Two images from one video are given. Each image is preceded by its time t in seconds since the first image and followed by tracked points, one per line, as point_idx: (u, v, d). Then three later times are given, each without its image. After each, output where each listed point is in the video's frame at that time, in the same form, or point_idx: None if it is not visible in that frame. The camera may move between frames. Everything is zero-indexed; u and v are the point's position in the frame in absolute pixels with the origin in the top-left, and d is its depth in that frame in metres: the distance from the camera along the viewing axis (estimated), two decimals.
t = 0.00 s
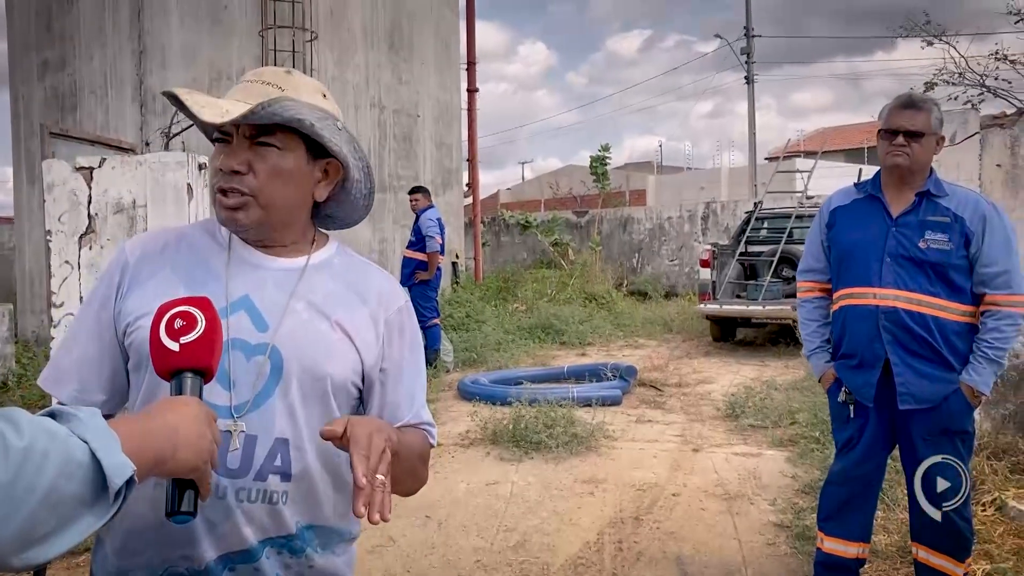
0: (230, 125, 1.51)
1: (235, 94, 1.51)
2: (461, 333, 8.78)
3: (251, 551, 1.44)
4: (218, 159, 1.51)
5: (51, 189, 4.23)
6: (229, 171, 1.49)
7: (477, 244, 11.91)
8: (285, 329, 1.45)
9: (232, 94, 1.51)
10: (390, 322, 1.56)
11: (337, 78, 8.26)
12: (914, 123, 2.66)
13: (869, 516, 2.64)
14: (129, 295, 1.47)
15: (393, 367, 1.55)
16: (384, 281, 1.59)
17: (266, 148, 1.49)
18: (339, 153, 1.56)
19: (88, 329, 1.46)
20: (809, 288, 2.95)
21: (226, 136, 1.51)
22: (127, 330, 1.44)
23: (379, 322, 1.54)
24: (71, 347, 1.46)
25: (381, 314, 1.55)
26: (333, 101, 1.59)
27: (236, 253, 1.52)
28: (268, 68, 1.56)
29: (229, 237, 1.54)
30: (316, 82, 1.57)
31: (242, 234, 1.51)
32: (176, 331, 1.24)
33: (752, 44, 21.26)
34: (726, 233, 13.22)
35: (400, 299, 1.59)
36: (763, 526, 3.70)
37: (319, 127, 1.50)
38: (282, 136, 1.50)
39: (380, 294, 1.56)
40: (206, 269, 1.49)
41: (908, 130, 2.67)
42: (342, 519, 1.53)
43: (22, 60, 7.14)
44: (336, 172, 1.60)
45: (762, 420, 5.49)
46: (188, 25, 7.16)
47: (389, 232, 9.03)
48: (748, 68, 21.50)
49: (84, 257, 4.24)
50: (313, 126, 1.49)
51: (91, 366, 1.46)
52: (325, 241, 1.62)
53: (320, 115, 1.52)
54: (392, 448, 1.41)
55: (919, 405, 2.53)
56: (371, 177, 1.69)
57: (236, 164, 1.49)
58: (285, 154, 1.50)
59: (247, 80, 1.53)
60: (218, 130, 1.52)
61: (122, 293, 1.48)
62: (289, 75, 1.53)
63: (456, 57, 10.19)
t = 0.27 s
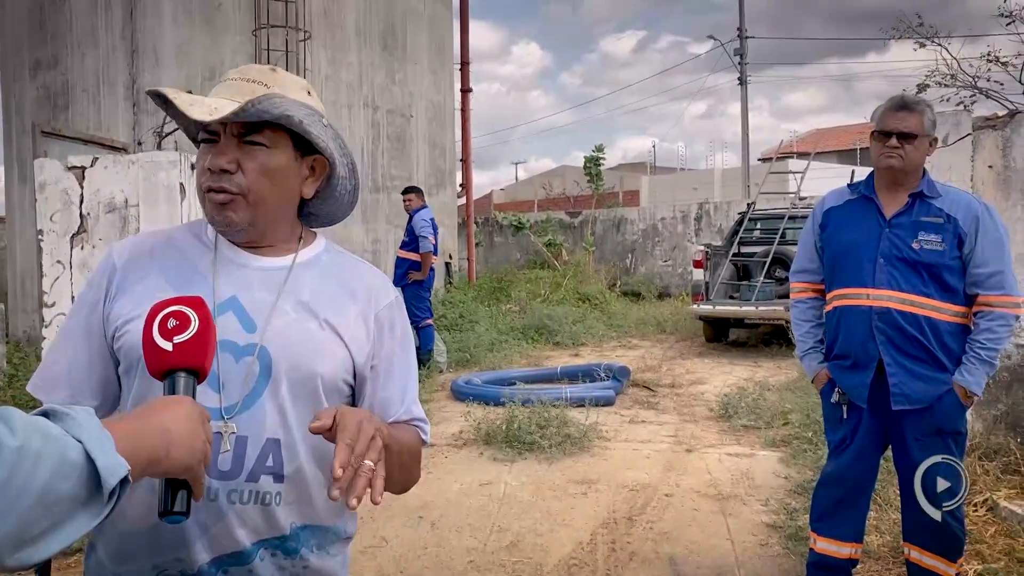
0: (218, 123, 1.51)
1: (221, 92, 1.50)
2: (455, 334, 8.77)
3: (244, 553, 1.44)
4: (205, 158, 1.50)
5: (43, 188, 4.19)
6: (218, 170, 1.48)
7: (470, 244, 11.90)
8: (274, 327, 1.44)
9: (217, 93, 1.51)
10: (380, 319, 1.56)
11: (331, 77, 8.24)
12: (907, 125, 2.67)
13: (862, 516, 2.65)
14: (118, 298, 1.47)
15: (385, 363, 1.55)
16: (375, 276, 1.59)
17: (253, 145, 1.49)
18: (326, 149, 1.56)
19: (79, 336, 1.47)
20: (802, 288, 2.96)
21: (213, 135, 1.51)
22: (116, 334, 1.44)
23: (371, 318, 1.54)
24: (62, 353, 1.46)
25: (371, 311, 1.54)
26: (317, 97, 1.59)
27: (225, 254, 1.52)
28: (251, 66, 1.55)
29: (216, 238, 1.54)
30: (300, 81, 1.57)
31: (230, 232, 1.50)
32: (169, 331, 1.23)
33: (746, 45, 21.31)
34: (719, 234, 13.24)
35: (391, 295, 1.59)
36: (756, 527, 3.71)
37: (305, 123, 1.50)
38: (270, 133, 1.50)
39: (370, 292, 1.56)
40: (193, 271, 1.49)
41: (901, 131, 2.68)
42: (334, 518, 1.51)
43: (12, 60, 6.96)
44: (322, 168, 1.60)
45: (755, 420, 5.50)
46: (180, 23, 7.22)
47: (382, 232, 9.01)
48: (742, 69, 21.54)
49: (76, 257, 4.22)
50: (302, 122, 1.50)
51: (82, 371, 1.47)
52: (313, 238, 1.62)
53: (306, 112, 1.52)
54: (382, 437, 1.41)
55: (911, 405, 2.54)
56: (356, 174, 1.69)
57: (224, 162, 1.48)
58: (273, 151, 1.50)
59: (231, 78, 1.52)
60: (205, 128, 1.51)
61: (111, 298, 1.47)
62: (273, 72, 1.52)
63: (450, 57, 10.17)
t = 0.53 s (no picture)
0: (177, 122, 1.48)
1: (173, 91, 1.48)
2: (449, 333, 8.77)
3: (259, 541, 1.42)
4: (175, 157, 1.48)
5: (37, 187, 4.16)
6: (191, 166, 1.46)
7: (465, 244, 11.90)
8: (264, 314, 1.44)
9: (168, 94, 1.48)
10: (374, 289, 1.55)
11: (326, 77, 8.23)
12: (902, 124, 2.68)
13: (856, 517, 2.65)
14: (108, 304, 1.48)
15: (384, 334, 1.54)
16: (361, 252, 1.59)
17: (218, 132, 1.47)
18: (288, 121, 1.54)
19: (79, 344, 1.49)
20: (796, 288, 2.97)
21: (177, 134, 1.48)
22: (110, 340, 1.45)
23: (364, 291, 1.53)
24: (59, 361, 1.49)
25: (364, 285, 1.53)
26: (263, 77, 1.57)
27: (210, 250, 1.52)
28: (194, 62, 1.53)
29: (200, 237, 1.54)
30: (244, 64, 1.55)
31: (216, 227, 1.49)
32: (164, 330, 1.23)
33: (741, 46, 21.35)
34: (714, 234, 13.26)
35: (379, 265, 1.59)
36: (750, 526, 3.72)
37: (261, 98, 1.48)
38: (230, 117, 1.47)
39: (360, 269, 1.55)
40: (181, 271, 1.49)
41: (896, 131, 2.69)
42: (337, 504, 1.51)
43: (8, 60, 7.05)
44: (288, 144, 1.58)
45: (749, 420, 5.51)
46: (174, 23, 7.11)
47: (377, 232, 9.00)
48: (737, 70, 21.58)
49: (69, 256, 4.19)
50: (259, 96, 1.47)
51: (79, 375, 1.49)
52: (294, 226, 1.61)
53: (260, 89, 1.50)
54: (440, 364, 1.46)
55: (906, 405, 2.55)
56: (320, 145, 1.67)
57: (196, 156, 1.46)
58: (240, 133, 1.48)
59: (176, 79, 1.50)
60: (167, 132, 1.48)
61: (104, 305, 1.49)
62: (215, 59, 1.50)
63: (445, 57, 10.15)
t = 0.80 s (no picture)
0: (141, 130, 1.47)
1: (132, 99, 1.47)
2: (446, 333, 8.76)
3: (263, 542, 1.42)
4: (140, 166, 1.47)
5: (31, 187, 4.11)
6: (156, 174, 1.44)
7: (461, 244, 11.89)
8: (245, 311, 1.44)
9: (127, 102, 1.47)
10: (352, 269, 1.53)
11: (321, 77, 8.22)
12: (898, 123, 2.69)
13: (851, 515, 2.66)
14: (94, 324, 1.48)
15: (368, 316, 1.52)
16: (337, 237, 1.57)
17: (182, 136, 1.45)
18: (252, 122, 1.52)
19: (63, 369, 1.48)
20: (792, 288, 2.98)
21: (140, 142, 1.47)
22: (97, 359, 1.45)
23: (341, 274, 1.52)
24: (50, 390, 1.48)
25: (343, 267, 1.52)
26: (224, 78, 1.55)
27: (187, 258, 1.52)
28: (155, 68, 1.52)
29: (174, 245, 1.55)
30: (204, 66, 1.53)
31: (188, 234, 1.49)
32: (158, 330, 1.22)
33: (738, 46, 21.38)
34: (710, 234, 13.27)
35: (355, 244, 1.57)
36: (746, 526, 3.72)
37: (222, 100, 1.47)
38: (192, 121, 1.46)
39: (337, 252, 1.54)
40: (160, 281, 1.50)
41: (892, 129, 2.69)
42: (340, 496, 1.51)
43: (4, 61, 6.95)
44: (254, 145, 1.56)
45: (746, 420, 5.52)
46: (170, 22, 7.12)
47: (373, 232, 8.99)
48: (733, 70, 21.60)
49: (64, 256, 4.16)
50: (221, 99, 1.46)
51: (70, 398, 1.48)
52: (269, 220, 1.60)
53: (221, 91, 1.48)
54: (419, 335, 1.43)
55: (903, 404, 2.55)
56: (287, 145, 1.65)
57: (161, 164, 1.44)
58: (203, 138, 1.46)
59: (135, 85, 1.49)
60: (131, 141, 1.47)
61: (87, 327, 1.49)
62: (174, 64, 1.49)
63: (441, 56, 10.13)
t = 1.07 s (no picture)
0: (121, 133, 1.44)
1: (112, 103, 1.43)
2: (443, 333, 8.75)
3: (261, 552, 1.43)
4: (120, 172, 1.44)
5: (28, 187, 4.09)
6: (138, 180, 1.42)
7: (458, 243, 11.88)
8: (234, 321, 1.44)
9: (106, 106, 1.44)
10: (338, 272, 1.50)
11: (319, 76, 8.20)
12: (894, 122, 2.69)
13: (849, 516, 2.67)
14: (81, 334, 1.48)
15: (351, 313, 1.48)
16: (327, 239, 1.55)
17: (165, 141, 1.43)
18: (235, 126, 1.50)
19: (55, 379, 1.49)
20: (789, 288, 2.98)
21: (120, 147, 1.44)
22: (87, 369, 1.45)
23: (327, 279, 1.49)
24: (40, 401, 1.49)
25: (326, 271, 1.50)
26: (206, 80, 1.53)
27: (170, 265, 1.52)
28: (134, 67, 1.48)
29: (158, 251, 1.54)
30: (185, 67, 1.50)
31: (172, 239, 1.47)
32: (153, 330, 1.22)
33: (735, 46, 21.39)
34: (707, 234, 13.28)
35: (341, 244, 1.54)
36: (744, 526, 3.72)
37: (207, 104, 1.44)
38: (176, 126, 1.44)
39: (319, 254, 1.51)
40: (148, 289, 1.50)
41: (888, 129, 2.69)
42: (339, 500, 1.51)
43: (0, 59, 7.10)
44: (237, 148, 1.54)
45: (743, 419, 5.52)
46: (167, 23, 7.19)
47: (370, 232, 8.98)
48: (731, 70, 21.62)
49: (61, 256, 4.15)
50: (206, 104, 1.44)
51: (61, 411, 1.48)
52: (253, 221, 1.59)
53: (205, 95, 1.46)
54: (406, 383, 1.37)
55: (900, 404, 2.55)
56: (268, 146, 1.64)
57: (143, 170, 1.42)
58: (186, 143, 1.44)
59: (115, 87, 1.46)
60: (111, 144, 1.45)
61: (76, 338, 1.49)
62: (157, 66, 1.46)
63: (438, 57, 10.13)
